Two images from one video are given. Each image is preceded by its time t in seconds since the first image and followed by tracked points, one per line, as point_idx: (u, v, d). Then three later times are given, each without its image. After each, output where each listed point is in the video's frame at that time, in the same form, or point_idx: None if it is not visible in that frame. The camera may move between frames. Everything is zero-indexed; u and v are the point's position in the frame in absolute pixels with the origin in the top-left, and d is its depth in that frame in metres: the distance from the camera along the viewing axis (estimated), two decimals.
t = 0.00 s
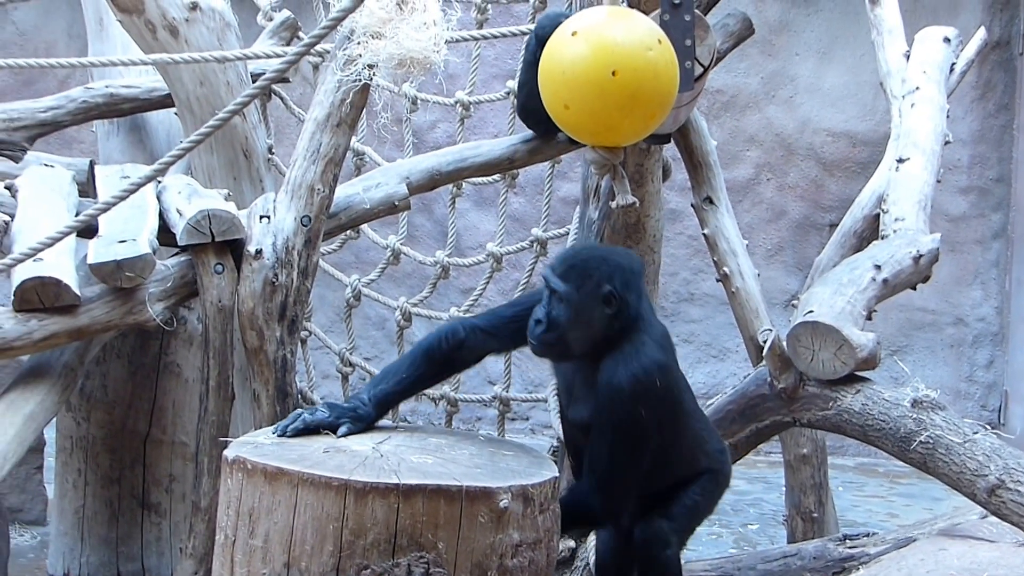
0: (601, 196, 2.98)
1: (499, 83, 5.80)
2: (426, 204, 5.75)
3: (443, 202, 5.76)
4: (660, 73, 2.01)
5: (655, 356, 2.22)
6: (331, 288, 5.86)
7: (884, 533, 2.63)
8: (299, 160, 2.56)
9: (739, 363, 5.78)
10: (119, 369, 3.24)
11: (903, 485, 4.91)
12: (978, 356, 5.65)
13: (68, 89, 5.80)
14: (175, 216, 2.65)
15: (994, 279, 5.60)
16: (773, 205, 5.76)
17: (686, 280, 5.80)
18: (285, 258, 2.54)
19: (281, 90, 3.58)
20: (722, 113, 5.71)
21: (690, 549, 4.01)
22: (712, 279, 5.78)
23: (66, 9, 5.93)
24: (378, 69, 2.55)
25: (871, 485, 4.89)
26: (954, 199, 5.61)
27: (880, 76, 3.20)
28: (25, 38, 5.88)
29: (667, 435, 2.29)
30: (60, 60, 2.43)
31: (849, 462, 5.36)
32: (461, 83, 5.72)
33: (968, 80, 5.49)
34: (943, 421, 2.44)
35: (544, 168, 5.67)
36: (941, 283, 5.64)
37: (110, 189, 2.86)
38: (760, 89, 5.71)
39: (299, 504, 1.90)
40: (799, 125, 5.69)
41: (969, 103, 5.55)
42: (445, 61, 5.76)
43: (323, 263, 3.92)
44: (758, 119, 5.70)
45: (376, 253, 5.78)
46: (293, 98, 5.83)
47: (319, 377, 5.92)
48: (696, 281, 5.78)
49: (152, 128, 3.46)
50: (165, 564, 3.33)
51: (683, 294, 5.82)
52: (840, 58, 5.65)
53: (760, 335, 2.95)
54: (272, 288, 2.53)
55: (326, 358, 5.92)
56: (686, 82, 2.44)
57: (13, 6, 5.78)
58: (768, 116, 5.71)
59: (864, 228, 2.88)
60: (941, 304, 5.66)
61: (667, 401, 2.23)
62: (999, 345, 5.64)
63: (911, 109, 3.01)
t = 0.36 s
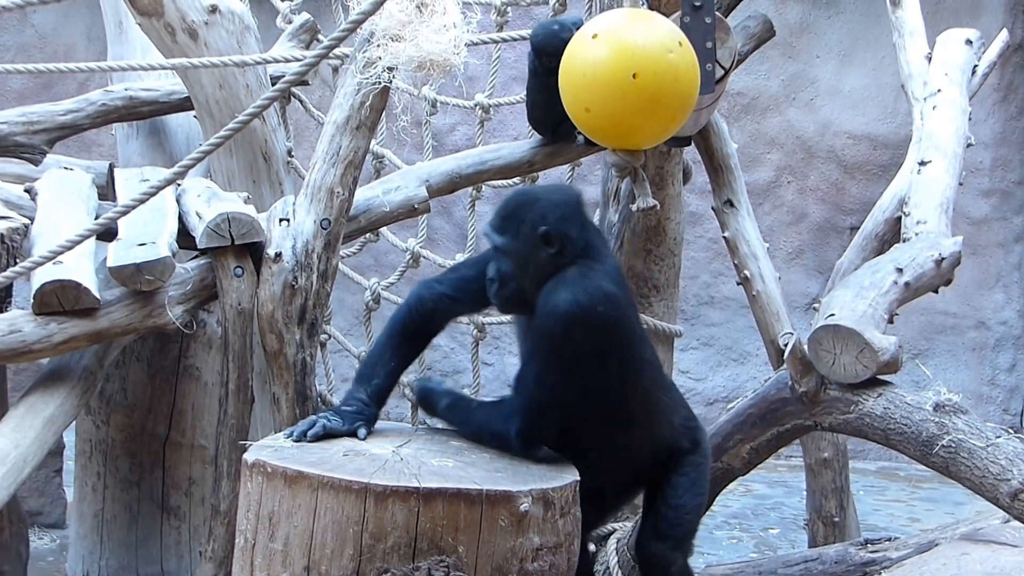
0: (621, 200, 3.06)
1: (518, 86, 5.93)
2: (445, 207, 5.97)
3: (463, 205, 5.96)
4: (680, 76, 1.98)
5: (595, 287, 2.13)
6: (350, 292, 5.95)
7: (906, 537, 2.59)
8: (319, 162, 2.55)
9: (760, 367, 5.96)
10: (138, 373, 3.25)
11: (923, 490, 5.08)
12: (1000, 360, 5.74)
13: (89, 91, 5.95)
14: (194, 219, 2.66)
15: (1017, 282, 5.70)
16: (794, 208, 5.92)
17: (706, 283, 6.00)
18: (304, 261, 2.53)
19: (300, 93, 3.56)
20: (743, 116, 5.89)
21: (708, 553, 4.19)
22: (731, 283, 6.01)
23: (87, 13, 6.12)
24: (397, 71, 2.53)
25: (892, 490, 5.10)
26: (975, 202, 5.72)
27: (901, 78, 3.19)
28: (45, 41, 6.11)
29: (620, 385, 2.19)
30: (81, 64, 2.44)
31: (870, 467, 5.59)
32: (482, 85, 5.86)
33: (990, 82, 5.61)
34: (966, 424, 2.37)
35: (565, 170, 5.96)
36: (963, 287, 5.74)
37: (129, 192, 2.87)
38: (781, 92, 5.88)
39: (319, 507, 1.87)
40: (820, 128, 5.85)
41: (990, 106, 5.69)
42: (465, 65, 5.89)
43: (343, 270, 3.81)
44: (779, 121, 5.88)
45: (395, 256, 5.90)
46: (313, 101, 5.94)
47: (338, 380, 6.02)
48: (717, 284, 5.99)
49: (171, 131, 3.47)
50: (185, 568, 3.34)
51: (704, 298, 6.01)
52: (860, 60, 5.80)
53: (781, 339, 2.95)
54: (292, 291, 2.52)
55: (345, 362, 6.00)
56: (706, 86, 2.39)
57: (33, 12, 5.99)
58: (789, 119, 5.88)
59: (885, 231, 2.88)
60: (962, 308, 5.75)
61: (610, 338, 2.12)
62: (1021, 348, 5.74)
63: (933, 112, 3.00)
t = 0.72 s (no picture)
0: (640, 203, 3.07)
1: (537, 87, 6.01)
2: (463, 210, 6.20)
3: (481, 207, 6.22)
4: (701, 79, 1.96)
5: (452, 339, 1.86)
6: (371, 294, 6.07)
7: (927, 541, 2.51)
8: (339, 165, 2.55)
9: (780, 369, 6.03)
10: (158, 375, 3.27)
11: (945, 493, 5.28)
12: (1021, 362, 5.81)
13: (106, 93, 6.14)
14: (214, 221, 2.67)
15: None
16: (814, 210, 6.04)
17: (725, 286, 6.10)
18: (324, 264, 2.53)
19: (320, 96, 3.60)
20: (763, 118, 5.98)
21: (729, 556, 4.26)
22: (751, 285, 6.11)
23: (105, 15, 6.35)
24: (417, 74, 2.53)
25: (914, 493, 5.27)
26: (997, 205, 5.82)
27: (922, 80, 3.18)
28: (64, 43, 6.31)
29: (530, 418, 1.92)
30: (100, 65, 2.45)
31: (892, 471, 5.78)
32: (501, 87, 5.97)
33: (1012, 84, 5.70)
34: (988, 428, 2.29)
35: (583, 173, 6.04)
36: (984, 289, 5.83)
37: (149, 195, 2.89)
38: (801, 94, 5.99)
39: (339, 510, 1.86)
40: (841, 130, 5.97)
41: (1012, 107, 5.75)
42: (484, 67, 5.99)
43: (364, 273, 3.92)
44: (799, 123, 5.98)
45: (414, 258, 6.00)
46: (332, 103, 6.03)
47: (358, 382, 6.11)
48: (736, 287, 6.08)
49: (190, 134, 3.50)
50: (205, 571, 3.34)
51: (723, 300, 6.11)
52: (881, 62, 5.92)
53: (801, 342, 2.96)
54: (312, 294, 2.53)
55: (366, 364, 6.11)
56: (727, 87, 2.39)
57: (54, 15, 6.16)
58: (809, 121, 5.99)
59: (906, 233, 2.88)
60: (984, 310, 5.83)
61: (484, 393, 1.85)
62: None
63: (954, 113, 2.99)
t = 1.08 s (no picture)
0: (658, 205, 3.06)
1: (554, 89, 6.06)
2: (480, 211, 6.22)
3: (498, 210, 6.22)
4: (720, 80, 1.95)
5: (400, 419, 1.89)
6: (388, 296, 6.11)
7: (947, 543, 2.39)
8: (356, 167, 2.55)
9: (798, 372, 6.07)
10: (175, 377, 3.28)
11: (964, 496, 5.27)
12: None
13: (123, 96, 6.17)
14: (231, 223, 2.68)
15: None
16: (832, 212, 6.07)
17: (744, 288, 6.11)
18: (341, 266, 2.54)
19: (336, 97, 3.61)
20: (781, 119, 6.06)
21: (747, 559, 4.26)
22: (768, 288, 6.11)
23: (122, 17, 6.37)
24: (435, 76, 2.52)
25: (932, 496, 5.29)
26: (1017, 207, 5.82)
27: (941, 82, 3.16)
28: (82, 45, 6.33)
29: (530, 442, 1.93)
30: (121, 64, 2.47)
31: (910, 473, 5.79)
32: (518, 88, 5.97)
33: None
34: (1009, 430, 2.20)
35: (600, 175, 6.07)
36: (1004, 292, 5.86)
37: (167, 197, 2.90)
38: (819, 95, 6.05)
39: (357, 512, 1.85)
40: (859, 131, 6.02)
41: None
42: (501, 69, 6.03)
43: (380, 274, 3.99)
44: (817, 125, 6.05)
45: (431, 260, 6.04)
46: (350, 105, 6.06)
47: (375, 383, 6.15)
48: (753, 289, 6.09)
49: (208, 135, 3.57)
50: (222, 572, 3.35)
51: (741, 302, 6.08)
52: (900, 63, 5.98)
53: (820, 344, 2.98)
54: (329, 296, 2.53)
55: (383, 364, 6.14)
56: (744, 89, 2.36)
57: (72, 17, 6.19)
58: (827, 123, 6.06)
59: (925, 235, 2.90)
60: (1003, 313, 5.88)
61: (455, 453, 1.90)
62: None
63: (974, 115, 2.98)
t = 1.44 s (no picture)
0: (671, 206, 3.06)
1: (566, 90, 6.12)
2: (493, 213, 6.26)
3: (510, 211, 6.27)
4: (733, 82, 1.91)
5: (406, 421, 1.88)
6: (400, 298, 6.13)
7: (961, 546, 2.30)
8: (368, 168, 2.55)
9: (810, 373, 6.10)
10: (186, 379, 3.32)
11: (976, 498, 5.28)
12: None
13: (136, 96, 6.18)
14: (243, 223, 2.68)
15: None
16: (844, 214, 6.14)
17: (756, 289, 6.17)
18: (353, 267, 2.54)
19: (349, 99, 3.62)
20: (793, 121, 6.14)
21: (760, 560, 4.28)
22: (780, 289, 6.16)
23: (133, 19, 6.36)
24: (448, 77, 2.51)
25: (944, 497, 5.29)
26: None
27: (954, 83, 3.17)
28: (94, 46, 6.34)
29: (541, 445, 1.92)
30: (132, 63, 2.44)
31: (922, 475, 5.81)
32: (531, 89, 6.02)
33: None
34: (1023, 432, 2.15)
35: (613, 176, 6.12)
36: (1016, 294, 6.00)
37: (178, 199, 2.93)
38: (832, 97, 6.14)
39: (368, 513, 1.84)
40: (872, 133, 6.11)
41: None
42: (515, 70, 6.07)
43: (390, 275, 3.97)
44: (830, 126, 6.13)
45: (444, 260, 6.07)
46: (362, 106, 6.10)
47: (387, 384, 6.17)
48: (766, 290, 6.15)
49: (221, 136, 3.61)
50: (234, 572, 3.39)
51: (754, 304, 6.18)
52: (912, 65, 6.07)
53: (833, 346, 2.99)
54: (341, 297, 2.54)
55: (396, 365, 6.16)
56: (759, 89, 2.35)
57: (85, 17, 6.20)
58: (839, 124, 6.13)
59: (938, 237, 2.90)
60: (1015, 314, 6.02)
61: (461, 456, 1.89)
62: None
63: (986, 116, 2.98)
